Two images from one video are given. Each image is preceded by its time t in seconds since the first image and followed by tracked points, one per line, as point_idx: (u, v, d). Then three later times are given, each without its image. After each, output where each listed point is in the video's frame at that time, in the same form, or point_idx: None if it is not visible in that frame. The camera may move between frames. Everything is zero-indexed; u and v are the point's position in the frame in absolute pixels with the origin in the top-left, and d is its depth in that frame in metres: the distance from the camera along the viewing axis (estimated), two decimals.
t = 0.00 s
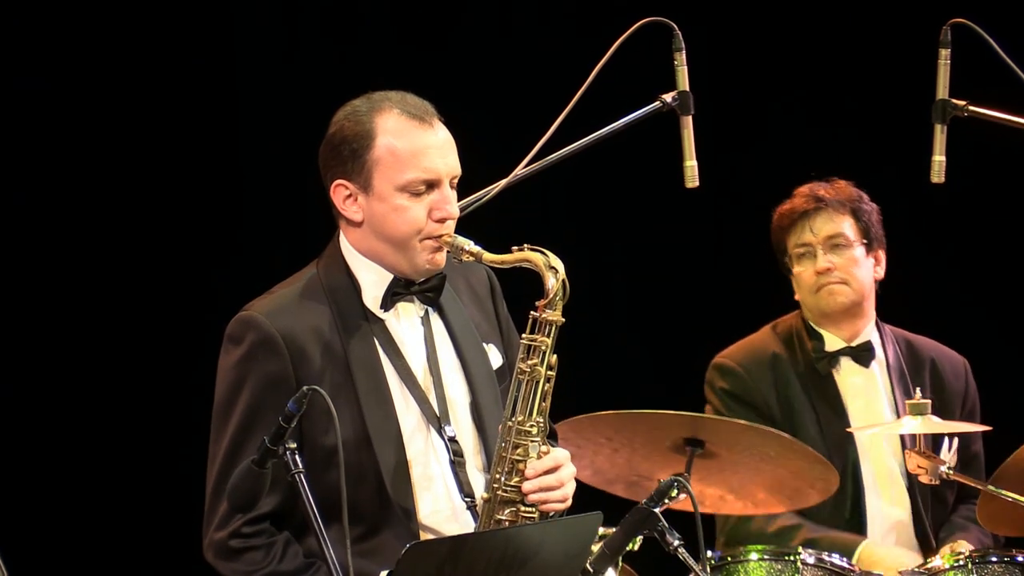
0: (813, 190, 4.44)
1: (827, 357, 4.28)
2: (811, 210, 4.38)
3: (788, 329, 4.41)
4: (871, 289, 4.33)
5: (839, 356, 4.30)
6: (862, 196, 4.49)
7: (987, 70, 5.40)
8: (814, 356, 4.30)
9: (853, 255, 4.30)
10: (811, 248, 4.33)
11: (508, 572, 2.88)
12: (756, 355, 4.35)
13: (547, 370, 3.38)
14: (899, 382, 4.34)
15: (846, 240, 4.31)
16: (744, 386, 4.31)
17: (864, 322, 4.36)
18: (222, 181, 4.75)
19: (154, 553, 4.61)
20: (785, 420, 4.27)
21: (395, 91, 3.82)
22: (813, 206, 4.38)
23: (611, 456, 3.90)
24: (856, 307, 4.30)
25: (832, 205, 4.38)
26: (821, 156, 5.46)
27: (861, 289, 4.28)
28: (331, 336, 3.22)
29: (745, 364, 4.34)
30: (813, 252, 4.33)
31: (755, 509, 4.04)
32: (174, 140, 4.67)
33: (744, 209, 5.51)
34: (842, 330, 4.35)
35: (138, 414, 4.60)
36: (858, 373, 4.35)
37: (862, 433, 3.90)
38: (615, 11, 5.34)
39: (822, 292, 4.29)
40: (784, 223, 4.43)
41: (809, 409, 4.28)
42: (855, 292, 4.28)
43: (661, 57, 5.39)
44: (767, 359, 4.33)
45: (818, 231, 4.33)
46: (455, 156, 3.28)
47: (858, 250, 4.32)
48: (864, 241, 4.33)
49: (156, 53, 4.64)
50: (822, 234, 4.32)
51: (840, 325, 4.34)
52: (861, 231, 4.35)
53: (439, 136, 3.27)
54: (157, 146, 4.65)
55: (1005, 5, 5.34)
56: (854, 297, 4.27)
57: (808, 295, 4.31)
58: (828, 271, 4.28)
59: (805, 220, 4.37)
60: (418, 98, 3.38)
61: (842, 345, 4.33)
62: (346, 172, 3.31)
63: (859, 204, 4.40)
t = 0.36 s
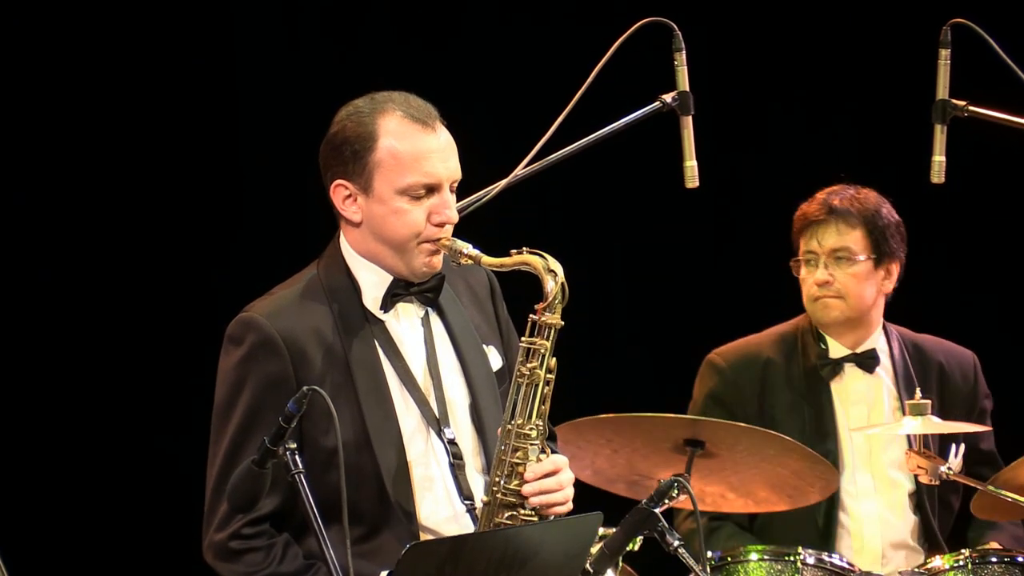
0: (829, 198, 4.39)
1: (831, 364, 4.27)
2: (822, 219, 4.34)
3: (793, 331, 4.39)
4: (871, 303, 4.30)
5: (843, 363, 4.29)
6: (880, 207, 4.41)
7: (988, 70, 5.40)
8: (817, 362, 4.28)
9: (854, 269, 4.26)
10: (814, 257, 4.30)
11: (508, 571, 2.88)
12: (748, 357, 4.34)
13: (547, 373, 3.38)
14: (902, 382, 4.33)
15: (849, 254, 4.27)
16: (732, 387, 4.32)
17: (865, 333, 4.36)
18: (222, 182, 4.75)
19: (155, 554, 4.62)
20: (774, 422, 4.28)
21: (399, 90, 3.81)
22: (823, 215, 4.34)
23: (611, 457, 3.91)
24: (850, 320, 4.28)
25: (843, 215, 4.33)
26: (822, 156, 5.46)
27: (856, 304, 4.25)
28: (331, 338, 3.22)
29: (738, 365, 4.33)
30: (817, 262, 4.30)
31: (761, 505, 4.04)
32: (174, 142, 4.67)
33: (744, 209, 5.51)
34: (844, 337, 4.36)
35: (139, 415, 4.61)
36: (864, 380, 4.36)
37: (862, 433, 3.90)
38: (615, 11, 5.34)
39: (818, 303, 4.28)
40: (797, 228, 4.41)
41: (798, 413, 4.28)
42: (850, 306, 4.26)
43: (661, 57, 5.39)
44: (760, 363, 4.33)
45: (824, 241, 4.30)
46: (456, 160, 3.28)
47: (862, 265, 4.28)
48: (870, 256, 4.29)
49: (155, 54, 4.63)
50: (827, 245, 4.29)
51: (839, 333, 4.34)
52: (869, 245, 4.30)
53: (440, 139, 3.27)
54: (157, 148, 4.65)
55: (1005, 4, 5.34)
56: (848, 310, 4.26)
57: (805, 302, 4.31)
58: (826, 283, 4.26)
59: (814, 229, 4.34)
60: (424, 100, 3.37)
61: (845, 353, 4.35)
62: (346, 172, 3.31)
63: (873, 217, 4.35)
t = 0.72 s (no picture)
0: (824, 194, 4.43)
1: (825, 360, 4.28)
2: (814, 214, 4.39)
3: (791, 329, 4.40)
4: (861, 298, 4.31)
5: (837, 360, 4.30)
6: (876, 205, 4.44)
7: (983, 70, 5.41)
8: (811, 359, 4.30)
9: (843, 262, 4.29)
10: (805, 250, 4.34)
11: (502, 571, 2.88)
12: (746, 354, 4.34)
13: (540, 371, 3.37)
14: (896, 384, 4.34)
15: (838, 247, 4.30)
16: (730, 384, 4.31)
17: (859, 330, 4.36)
18: (215, 181, 4.75)
19: (149, 553, 4.61)
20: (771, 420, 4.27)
21: (393, 92, 3.82)
22: (815, 210, 4.39)
23: (605, 458, 3.91)
24: (839, 314, 4.30)
25: (836, 210, 4.37)
26: (816, 155, 5.47)
27: (844, 298, 4.28)
28: (325, 337, 3.22)
29: (736, 362, 4.32)
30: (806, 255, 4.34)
31: (744, 523, 4.07)
32: (168, 141, 4.67)
33: (739, 208, 5.51)
34: (837, 334, 4.36)
35: (133, 415, 4.60)
36: (859, 378, 4.36)
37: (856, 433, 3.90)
38: (609, 11, 5.34)
39: (806, 295, 4.31)
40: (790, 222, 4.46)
41: (795, 411, 4.27)
42: (839, 299, 4.28)
43: (656, 56, 5.39)
44: (758, 360, 4.32)
45: (815, 235, 4.34)
46: (450, 159, 3.28)
47: (851, 258, 4.31)
48: (860, 250, 4.31)
49: (150, 53, 4.63)
50: (817, 238, 4.33)
51: (830, 328, 4.35)
52: (860, 240, 4.33)
53: (434, 137, 3.27)
54: (151, 147, 4.65)
55: (1000, 5, 5.34)
56: (836, 304, 4.28)
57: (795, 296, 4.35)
58: (813, 275, 4.30)
59: (806, 222, 4.39)
60: (416, 99, 3.37)
61: (837, 348, 4.35)
62: (339, 172, 3.31)
63: (866, 213, 4.38)
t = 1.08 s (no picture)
0: (813, 188, 4.48)
1: (816, 355, 4.26)
2: (803, 207, 4.43)
3: (789, 325, 4.40)
4: (848, 288, 4.33)
5: (828, 354, 4.29)
6: (866, 199, 4.47)
7: (977, 71, 5.41)
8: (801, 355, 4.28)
9: (829, 252, 4.32)
10: (792, 240, 4.37)
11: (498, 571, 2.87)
12: (739, 353, 4.34)
13: (535, 370, 3.37)
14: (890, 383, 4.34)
15: (825, 237, 4.34)
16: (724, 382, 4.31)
17: (849, 324, 4.38)
18: (211, 181, 4.75)
19: (144, 554, 4.60)
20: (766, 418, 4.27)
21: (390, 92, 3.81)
22: (805, 202, 4.43)
23: (600, 458, 3.91)
24: (824, 303, 4.32)
25: (825, 202, 4.41)
26: (812, 156, 5.47)
27: (829, 286, 4.30)
28: (319, 337, 3.22)
29: (730, 361, 4.33)
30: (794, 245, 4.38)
31: (744, 519, 4.06)
32: (163, 142, 4.67)
33: (733, 209, 5.52)
34: (829, 329, 4.37)
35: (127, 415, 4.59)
36: (849, 373, 4.36)
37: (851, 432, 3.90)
38: (605, 11, 5.33)
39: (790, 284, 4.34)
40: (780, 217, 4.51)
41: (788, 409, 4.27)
42: (824, 288, 4.30)
43: (651, 57, 5.39)
44: (753, 358, 4.33)
45: (803, 226, 4.38)
46: (443, 157, 3.28)
47: (837, 248, 4.34)
48: (847, 241, 4.34)
49: (144, 54, 4.64)
50: (804, 229, 4.37)
51: (818, 320, 4.36)
52: (847, 231, 4.36)
53: (426, 136, 3.27)
54: (146, 148, 4.65)
55: (995, 6, 5.35)
56: (821, 292, 4.30)
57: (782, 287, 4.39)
58: (799, 264, 4.33)
59: (795, 215, 4.43)
60: (408, 98, 3.37)
61: (830, 343, 4.34)
62: (331, 171, 3.31)
63: (856, 205, 4.41)
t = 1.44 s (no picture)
0: (836, 200, 4.33)
1: (822, 366, 4.27)
2: (838, 224, 4.27)
3: (784, 331, 4.40)
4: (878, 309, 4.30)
5: (833, 365, 4.29)
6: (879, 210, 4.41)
7: (976, 70, 5.41)
8: (807, 363, 4.29)
9: (871, 277, 4.23)
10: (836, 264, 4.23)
11: (497, 571, 2.87)
12: (733, 359, 4.36)
13: (533, 373, 3.37)
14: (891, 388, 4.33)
15: (868, 262, 4.23)
16: (721, 389, 4.33)
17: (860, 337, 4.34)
18: (210, 182, 4.75)
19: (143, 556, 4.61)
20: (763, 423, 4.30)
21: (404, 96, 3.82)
22: (840, 220, 4.27)
23: (599, 459, 3.91)
24: (863, 326, 4.27)
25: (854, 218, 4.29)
26: (811, 158, 5.46)
27: (871, 312, 4.25)
28: (318, 338, 3.22)
29: (724, 368, 4.35)
30: (834, 268, 4.25)
31: (743, 517, 4.05)
32: (161, 144, 4.67)
33: (733, 209, 5.51)
34: (839, 341, 4.33)
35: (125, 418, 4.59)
36: (855, 383, 4.37)
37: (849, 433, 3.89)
38: (604, 12, 5.33)
39: (835, 309, 4.23)
40: (805, 229, 4.32)
41: (788, 415, 4.29)
42: (867, 314, 4.25)
43: (649, 57, 5.39)
44: (747, 364, 4.34)
45: (843, 247, 4.24)
46: (443, 161, 3.28)
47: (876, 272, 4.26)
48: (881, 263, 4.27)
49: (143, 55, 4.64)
50: (847, 253, 4.23)
51: (843, 339, 4.32)
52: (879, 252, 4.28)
53: (427, 140, 3.27)
54: (144, 150, 4.65)
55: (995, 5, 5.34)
56: (865, 318, 4.24)
57: (819, 308, 4.26)
58: (847, 291, 4.21)
59: (830, 232, 4.27)
60: (415, 103, 3.35)
61: (837, 355, 4.33)
62: (331, 173, 3.31)
63: (880, 221, 4.33)
